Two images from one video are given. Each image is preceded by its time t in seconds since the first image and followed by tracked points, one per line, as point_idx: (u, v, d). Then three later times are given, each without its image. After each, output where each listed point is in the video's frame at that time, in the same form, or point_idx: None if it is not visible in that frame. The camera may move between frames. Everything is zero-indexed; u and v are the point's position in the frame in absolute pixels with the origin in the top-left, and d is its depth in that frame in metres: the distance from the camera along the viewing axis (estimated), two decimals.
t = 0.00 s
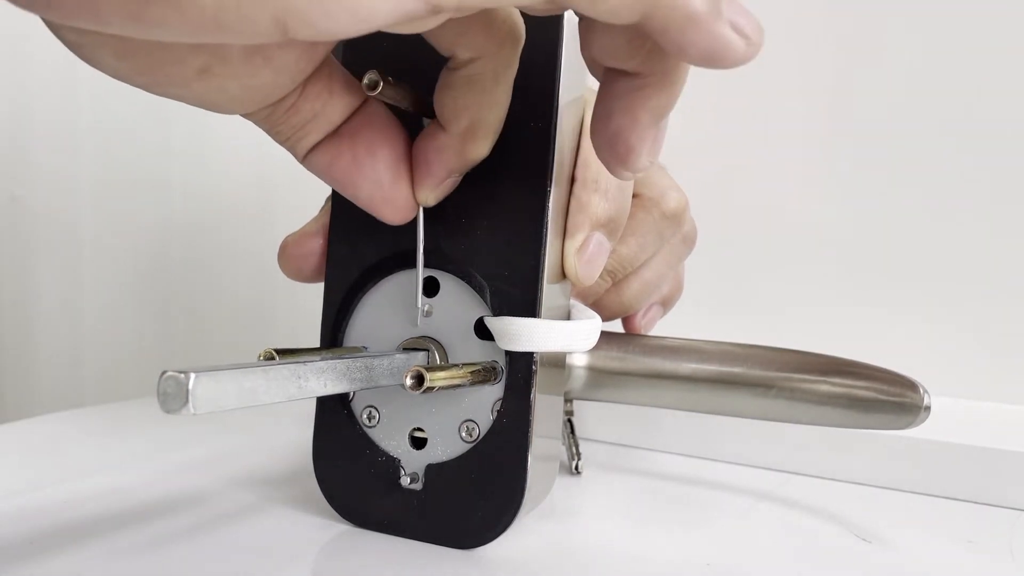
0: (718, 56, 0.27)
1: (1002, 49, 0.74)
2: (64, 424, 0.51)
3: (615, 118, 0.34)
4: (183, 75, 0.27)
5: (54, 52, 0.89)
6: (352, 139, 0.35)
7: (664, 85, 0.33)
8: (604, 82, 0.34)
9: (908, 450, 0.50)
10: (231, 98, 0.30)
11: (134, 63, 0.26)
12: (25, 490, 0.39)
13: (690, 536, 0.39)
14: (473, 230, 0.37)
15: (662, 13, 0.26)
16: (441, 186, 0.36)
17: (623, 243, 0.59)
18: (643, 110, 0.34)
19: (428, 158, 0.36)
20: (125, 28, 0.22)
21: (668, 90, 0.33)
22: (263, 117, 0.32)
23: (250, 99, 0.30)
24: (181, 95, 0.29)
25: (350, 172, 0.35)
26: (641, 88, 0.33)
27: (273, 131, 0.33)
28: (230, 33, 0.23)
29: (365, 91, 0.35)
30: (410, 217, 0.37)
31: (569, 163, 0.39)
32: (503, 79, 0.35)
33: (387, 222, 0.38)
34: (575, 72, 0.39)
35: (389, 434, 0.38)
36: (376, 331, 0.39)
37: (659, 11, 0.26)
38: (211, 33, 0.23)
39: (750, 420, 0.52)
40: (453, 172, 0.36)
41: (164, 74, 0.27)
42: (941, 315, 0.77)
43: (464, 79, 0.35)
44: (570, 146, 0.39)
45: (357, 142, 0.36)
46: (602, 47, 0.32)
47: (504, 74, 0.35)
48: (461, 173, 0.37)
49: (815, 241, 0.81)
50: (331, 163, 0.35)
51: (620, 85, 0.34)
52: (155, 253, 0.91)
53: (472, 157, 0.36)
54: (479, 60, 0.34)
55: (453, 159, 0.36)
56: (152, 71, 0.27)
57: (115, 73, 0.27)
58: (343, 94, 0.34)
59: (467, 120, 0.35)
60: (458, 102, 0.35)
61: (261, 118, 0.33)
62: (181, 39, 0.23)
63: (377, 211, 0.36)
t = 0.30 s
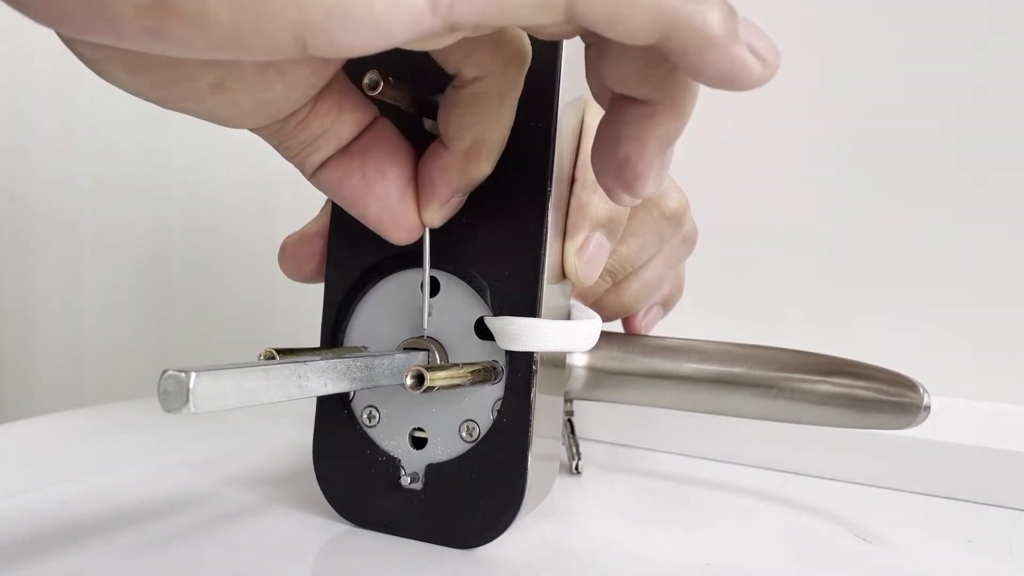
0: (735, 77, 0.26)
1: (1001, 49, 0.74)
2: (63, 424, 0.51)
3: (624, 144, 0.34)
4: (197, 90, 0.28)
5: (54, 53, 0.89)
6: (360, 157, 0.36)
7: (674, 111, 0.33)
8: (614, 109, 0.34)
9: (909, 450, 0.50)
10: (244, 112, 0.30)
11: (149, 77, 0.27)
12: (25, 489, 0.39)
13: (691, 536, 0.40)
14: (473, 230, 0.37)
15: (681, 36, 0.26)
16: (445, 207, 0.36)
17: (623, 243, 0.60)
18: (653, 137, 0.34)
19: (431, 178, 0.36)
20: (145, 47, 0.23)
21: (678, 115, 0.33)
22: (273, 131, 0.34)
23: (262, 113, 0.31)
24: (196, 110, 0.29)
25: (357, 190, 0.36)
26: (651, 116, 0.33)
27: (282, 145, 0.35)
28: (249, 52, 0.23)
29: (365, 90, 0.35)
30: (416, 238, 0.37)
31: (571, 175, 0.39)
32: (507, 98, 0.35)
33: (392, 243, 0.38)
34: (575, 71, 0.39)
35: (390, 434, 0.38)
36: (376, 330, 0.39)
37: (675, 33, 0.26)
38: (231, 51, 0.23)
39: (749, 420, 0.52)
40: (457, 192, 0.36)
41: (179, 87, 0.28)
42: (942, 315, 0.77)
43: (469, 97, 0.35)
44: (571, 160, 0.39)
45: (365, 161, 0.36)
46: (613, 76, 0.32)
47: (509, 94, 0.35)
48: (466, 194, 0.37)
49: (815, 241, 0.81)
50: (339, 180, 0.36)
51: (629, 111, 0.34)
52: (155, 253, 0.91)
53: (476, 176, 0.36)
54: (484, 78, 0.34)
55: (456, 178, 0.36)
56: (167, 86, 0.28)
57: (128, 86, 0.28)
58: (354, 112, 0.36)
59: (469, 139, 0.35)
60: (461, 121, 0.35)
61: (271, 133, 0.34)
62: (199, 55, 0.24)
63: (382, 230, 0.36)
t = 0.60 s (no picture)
0: (737, 89, 0.26)
1: (1001, 48, 0.74)
2: (64, 425, 0.51)
3: (620, 160, 0.35)
4: (201, 94, 0.28)
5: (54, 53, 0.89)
6: (360, 165, 0.36)
7: (672, 129, 0.33)
8: (612, 125, 0.35)
9: (908, 449, 0.50)
10: (248, 116, 0.31)
11: (154, 80, 0.27)
12: (26, 490, 0.39)
13: (691, 536, 0.40)
14: (474, 230, 0.38)
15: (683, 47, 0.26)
16: (440, 217, 0.37)
17: (624, 244, 0.60)
18: (650, 153, 0.34)
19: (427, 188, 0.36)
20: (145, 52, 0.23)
21: (673, 132, 0.33)
22: (276, 135, 0.34)
23: (267, 118, 0.31)
24: (199, 114, 0.29)
25: (356, 198, 0.36)
26: (647, 132, 0.34)
27: (284, 150, 0.34)
28: (252, 56, 0.24)
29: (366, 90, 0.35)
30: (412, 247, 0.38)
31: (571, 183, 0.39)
32: (504, 109, 0.35)
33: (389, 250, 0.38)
34: (575, 71, 0.39)
35: (390, 434, 0.38)
36: (376, 330, 0.39)
37: (678, 40, 0.26)
38: (232, 56, 0.23)
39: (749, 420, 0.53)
40: (452, 203, 0.36)
41: (183, 92, 0.28)
42: (942, 315, 0.77)
43: (465, 107, 0.35)
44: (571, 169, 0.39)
45: (365, 169, 0.36)
46: (611, 91, 0.32)
47: (507, 105, 0.35)
48: (461, 204, 0.37)
49: (816, 241, 0.81)
50: (339, 187, 0.36)
51: (625, 128, 0.34)
52: (155, 254, 0.91)
53: (471, 187, 0.36)
54: (483, 89, 0.34)
55: (451, 189, 0.36)
56: (172, 89, 0.27)
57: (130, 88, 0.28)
58: (356, 119, 0.36)
59: (464, 149, 0.36)
60: (457, 131, 0.35)
61: (274, 137, 0.34)
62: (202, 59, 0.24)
63: (378, 238, 0.37)
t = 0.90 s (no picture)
0: (707, 104, 0.26)
1: (1000, 48, 0.74)
2: (64, 425, 0.51)
3: (596, 186, 0.35)
4: (199, 95, 0.29)
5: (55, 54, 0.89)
6: (360, 175, 0.37)
7: (644, 156, 0.34)
8: (587, 151, 0.35)
9: (908, 450, 0.50)
10: (249, 120, 0.31)
11: (153, 82, 0.28)
12: (25, 489, 0.39)
13: (690, 536, 0.40)
14: (474, 230, 0.38)
15: (649, 57, 0.25)
16: (439, 228, 0.36)
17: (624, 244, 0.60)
18: (623, 182, 0.35)
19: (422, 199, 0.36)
20: (125, 59, 0.24)
21: (646, 162, 0.34)
22: (280, 140, 0.35)
23: (268, 120, 0.32)
24: (202, 115, 0.30)
25: (355, 205, 0.36)
26: (620, 158, 0.34)
27: (288, 154, 0.36)
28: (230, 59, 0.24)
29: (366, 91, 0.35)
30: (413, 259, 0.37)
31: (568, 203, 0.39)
32: (495, 118, 0.35)
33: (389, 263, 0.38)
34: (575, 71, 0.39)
35: (390, 434, 0.38)
36: (376, 330, 0.39)
37: (649, 51, 0.25)
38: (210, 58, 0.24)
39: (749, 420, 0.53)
40: (449, 213, 0.36)
41: (183, 93, 0.28)
42: (942, 316, 0.77)
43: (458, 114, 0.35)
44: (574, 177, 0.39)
45: (365, 179, 0.37)
46: (584, 113, 0.33)
47: (499, 116, 0.35)
48: (460, 216, 0.37)
49: (816, 241, 0.81)
50: (339, 194, 0.37)
51: (599, 153, 0.35)
52: (156, 254, 0.91)
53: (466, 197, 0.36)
54: (475, 97, 0.35)
55: (445, 198, 0.36)
56: (170, 91, 0.28)
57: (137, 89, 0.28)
58: (359, 128, 0.37)
59: (457, 158, 0.36)
60: (450, 141, 0.35)
61: (279, 142, 0.35)
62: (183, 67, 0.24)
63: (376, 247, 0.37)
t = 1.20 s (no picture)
0: (708, 95, 0.26)
1: (999, 49, 0.74)
2: (64, 425, 0.51)
3: (604, 198, 0.35)
4: (197, 78, 0.28)
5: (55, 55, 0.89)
6: (359, 181, 0.36)
7: (652, 163, 0.33)
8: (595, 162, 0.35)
9: (908, 450, 0.50)
10: (249, 106, 0.31)
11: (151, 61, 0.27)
12: (25, 489, 0.39)
13: (689, 536, 0.40)
14: (474, 229, 0.37)
15: (649, 47, 0.26)
16: (436, 245, 0.37)
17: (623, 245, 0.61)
18: (632, 191, 0.34)
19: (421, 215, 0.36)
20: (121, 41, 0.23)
21: (655, 170, 0.34)
22: (278, 132, 0.34)
23: (270, 112, 0.32)
24: (194, 98, 0.29)
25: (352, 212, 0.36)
26: (628, 167, 0.34)
27: (283, 147, 0.35)
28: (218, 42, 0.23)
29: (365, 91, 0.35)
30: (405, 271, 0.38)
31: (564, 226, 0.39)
32: (490, 133, 0.36)
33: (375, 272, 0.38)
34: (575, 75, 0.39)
35: (390, 434, 0.38)
36: (377, 331, 0.39)
37: (650, 40, 0.26)
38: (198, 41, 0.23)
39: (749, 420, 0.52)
40: (448, 230, 0.36)
41: (182, 75, 0.28)
42: (943, 316, 0.77)
43: (457, 127, 0.36)
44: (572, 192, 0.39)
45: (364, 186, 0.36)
46: (591, 122, 0.33)
47: (493, 129, 0.36)
48: (457, 234, 0.37)
49: (816, 241, 0.81)
50: (337, 197, 0.36)
51: (608, 163, 0.34)
52: (156, 256, 0.91)
53: (464, 213, 0.36)
54: (471, 112, 0.35)
55: (445, 214, 0.36)
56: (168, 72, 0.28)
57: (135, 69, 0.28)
58: (360, 131, 0.36)
59: (455, 175, 0.36)
60: (449, 157, 0.36)
61: (276, 134, 0.34)
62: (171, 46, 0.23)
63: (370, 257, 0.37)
